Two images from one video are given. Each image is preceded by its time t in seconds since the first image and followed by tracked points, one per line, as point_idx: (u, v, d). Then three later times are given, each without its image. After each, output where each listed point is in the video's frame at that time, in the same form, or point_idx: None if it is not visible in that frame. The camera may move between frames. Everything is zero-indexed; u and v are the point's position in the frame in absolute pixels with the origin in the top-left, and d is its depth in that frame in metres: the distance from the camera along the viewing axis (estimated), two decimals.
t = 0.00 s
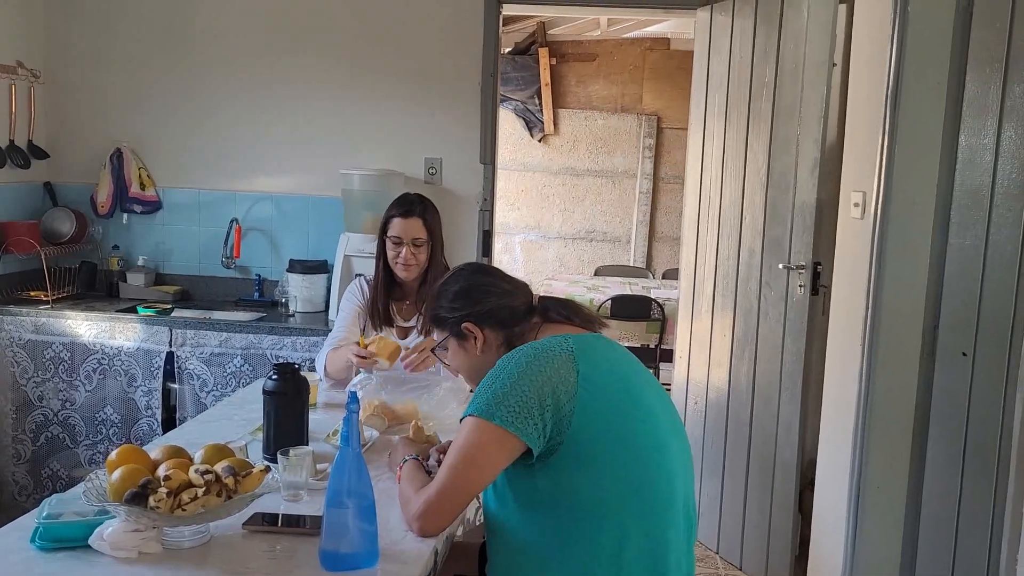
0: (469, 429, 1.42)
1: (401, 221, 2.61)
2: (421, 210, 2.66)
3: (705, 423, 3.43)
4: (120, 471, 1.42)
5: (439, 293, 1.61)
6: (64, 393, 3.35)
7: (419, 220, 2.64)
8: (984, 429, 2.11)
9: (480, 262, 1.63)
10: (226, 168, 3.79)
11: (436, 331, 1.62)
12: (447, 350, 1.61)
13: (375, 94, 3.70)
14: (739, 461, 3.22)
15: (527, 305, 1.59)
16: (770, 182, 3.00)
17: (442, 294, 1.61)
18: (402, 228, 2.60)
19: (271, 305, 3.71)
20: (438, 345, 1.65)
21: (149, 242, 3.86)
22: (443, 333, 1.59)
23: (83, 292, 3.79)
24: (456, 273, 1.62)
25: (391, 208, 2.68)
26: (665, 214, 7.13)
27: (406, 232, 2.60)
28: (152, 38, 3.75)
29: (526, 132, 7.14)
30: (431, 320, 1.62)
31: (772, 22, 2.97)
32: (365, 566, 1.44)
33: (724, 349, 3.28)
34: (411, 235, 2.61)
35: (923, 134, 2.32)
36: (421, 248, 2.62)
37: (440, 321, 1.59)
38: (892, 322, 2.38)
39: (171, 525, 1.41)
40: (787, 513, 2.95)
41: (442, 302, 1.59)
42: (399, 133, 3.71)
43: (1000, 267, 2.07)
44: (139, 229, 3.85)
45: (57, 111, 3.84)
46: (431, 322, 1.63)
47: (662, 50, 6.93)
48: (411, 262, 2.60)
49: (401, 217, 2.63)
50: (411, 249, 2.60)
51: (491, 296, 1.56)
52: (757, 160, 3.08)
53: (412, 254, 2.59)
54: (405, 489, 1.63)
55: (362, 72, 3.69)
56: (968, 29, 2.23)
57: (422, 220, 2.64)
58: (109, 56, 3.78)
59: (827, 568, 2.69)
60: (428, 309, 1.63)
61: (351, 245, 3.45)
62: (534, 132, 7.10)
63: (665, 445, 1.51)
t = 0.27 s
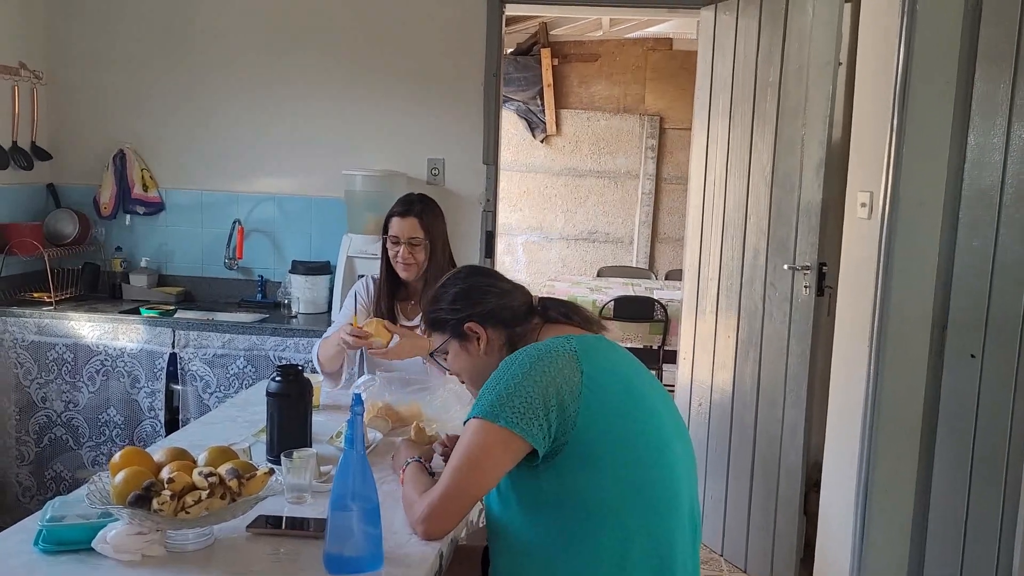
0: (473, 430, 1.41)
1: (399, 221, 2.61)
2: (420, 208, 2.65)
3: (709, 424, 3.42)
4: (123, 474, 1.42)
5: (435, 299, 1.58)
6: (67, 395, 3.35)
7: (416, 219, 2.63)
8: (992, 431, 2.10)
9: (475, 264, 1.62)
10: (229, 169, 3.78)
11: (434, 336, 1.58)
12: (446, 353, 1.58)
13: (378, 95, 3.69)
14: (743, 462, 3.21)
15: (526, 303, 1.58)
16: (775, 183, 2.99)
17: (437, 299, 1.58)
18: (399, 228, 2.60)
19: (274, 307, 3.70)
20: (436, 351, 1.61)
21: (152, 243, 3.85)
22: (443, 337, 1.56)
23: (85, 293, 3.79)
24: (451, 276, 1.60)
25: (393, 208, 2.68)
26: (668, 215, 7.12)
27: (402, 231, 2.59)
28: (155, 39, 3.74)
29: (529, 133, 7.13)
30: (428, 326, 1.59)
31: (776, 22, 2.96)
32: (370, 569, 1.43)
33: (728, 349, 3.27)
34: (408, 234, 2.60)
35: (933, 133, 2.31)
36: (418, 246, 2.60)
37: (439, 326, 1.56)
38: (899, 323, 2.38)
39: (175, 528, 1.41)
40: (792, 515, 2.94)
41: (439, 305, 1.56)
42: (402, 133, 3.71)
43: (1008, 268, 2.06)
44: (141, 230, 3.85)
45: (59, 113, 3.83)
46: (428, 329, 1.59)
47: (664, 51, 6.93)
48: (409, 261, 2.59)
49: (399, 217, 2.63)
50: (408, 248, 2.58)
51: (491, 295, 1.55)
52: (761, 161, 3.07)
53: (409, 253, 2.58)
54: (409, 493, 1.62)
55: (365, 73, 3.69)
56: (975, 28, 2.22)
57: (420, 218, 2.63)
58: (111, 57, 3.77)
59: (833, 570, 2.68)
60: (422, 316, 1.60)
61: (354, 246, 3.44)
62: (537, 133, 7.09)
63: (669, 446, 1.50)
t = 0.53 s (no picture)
0: (483, 431, 1.39)
1: (394, 219, 2.59)
2: (418, 205, 2.60)
3: (712, 424, 3.40)
4: (125, 475, 1.40)
5: (447, 289, 1.54)
6: (67, 395, 3.33)
7: (408, 216, 2.58)
8: (1000, 432, 2.08)
9: (483, 259, 1.60)
10: (230, 169, 3.77)
11: (445, 328, 1.53)
12: (458, 343, 1.52)
13: (380, 94, 3.68)
14: (747, 462, 3.19)
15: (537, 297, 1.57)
16: (780, 182, 2.97)
17: (450, 289, 1.54)
18: (394, 227, 2.58)
19: (275, 307, 3.69)
20: (442, 345, 1.56)
21: (153, 243, 3.84)
22: (457, 327, 1.51)
23: (86, 293, 3.77)
24: (462, 268, 1.57)
25: (393, 205, 2.65)
26: (670, 215, 7.10)
27: (394, 229, 2.57)
28: (155, 38, 3.73)
29: (531, 132, 7.11)
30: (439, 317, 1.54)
31: (782, 20, 2.95)
32: (375, 571, 1.41)
33: (733, 349, 3.25)
34: (401, 232, 2.57)
35: (939, 131, 2.30)
36: (411, 244, 2.56)
37: (453, 316, 1.51)
38: (905, 323, 2.37)
39: (178, 530, 1.39)
40: (797, 516, 2.92)
41: (455, 293, 1.52)
42: (404, 133, 3.69)
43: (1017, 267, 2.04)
44: (142, 230, 3.83)
45: (60, 112, 3.81)
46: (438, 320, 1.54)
47: (666, 50, 6.91)
48: (403, 259, 2.56)
49: (395, 215, 2.60)
50: (401, 246, 2.56)
51: (508, 285, 1.54)
52: (765, 160, 3.05)
53: (402, 251, 2.55)
54: (414, 495, 1.60)
55: (366, 72, 3.67)
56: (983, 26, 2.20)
57: (412, 214, 2.58)
58: (112, 56, 3.76)
59: (839, 571, 2.66)
60: (432, 307, 1.55)
61: (356, 246, 3.42)
62: (539, 132, 7.07)
63: (677, 447, 1.49)
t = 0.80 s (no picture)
0: (484, 434, 1.40)
1: (390, 223, 2.60)
2: (415, 208, 2.61)
3: (714, 426, 3.41)
4: (127, 478, 1.41)
5: (456, 283, 1.55)
6: (70, 398, 3.34)
7: (405, 220, 2.59)
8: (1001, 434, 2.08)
9: (494, 254, 1.61)
10: (232, 172, 3.78)
11: (452, 321, 1.54)
12: (464, 338, 1.54)
13: (381, 97, 3.69)
14: (748, 464, 3.20)
15: (546, 295, 1.58)
16: (780, 184, 2.98)
17: (458, 283, 1.55)
18: (391, 231, 2.59)
19: (277, 309, 3.70)
20: (449, 338, 1.57)
21: (155, 246, 3.85)
22: (464, 321, 1.53)
23: (89, 296, 3.78)
24: (471, 263, 1.58)
25: (392, 208, 2.67)
26: (672, 216, 7.11)
27: (391, 233, 2.58)
28: (157, 42, 3.74)
29: (532, 134, 7.12)
30: (447, 311, 1.55)
31: (781, 23, 2.95)
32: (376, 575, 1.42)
33: (734, 351, 3.26)
34: (398, 236, 2.58)
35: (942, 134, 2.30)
36: (408, 248, 2.56)
37: (460, 310, 1.53)
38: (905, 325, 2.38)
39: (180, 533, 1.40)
40: (798, 518, 2.93)
41: (463, 288, 1.53)
42: (406, 135, 3.70)
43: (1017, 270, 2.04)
44: (145, 232, 3.84)
45: (62, 115, 3.83)
46: (445, 314, 1.56)
47: (667, 52, 6.91)
48: (400, 263, 2.57)
49: (392, 220, 2.61)
50: (398, 250, 2.56)
51: (517, 283, 1.55)
52: (766, 162, 3.06)
53: (398, 255, 2.56)
54: (414, 498, 1.60)
55: (368, 75, 3.68)
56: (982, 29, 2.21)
57: (408, 218, 2.58)
58: (114, 59, 3.77)
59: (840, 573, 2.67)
60: (440, 300, 1.57)
61: (357, 249, 3.43)
62: (540, 134, 7.08)
63: (676, 450, 1.49)
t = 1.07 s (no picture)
0: (483, 433, 1.39)
1: (385, 224, 2.58)
2: (410, 208, 2.58)
3: (714, 424, 3.40)
4: (125, 478, 1.40)
5: (465, 269, 1.54)
6: (69, 398, 3.34)
7: (399, 220, 2.56)
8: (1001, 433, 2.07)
9: (504, 245, 1.60)
10: (232, 171, 3.77)
11: (457, 308, 1.53)
12: (467, 326, 1.53)
13: (380, 96, 3.68)
14: (749, 463, 3.19)
15: (551, 291, 1.57)
16: (780, 181, 2.97)
17: (466, 269, 1.54)
18: (386, 232, 2.58)
19: (277, 308, 3.69)
20: (451, 324, 1.56)
21: (155, 245, 3.84)
22: (469, 308, 1.52)
23: (88, 296, 3.78)
24: (480, 251, 1.57)
25: (387, 208, 2.64)
26: (672, 215, 7.10)
27: (386, 234, 2.56)
28: (156, 41, 3.73)
29: (532, 133, 7.11)
30: (453, 295, 1.54)
31: (782, 21, 2.94)
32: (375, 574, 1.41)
33: (734, 349, 3.25)
34: (393, 237, 2.56)
35: (940, 131, 2.30)
36: (404, 248, 2.55)
37: (466, 297, 1.52)
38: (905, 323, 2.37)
39: (178, 533, 1.39)
40: (798, 516, 2.92)
41: (470, 276, 1.52)
42: (405, 134, 3.69)
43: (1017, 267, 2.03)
44: (144, 232, 3.84)
45: (61, 115, 3.82)
46: (451, 299, 1.55)
47: (668, 50, 6.90)
48: (397, 263, 2.56)
49: (387, 221, 2.59)
50: (394, 251, 2.55)
51: (525, 276, 1.54)
52: (766, 160, 3.05)
53: (395, 256, 2.55)
54: (414, 497, 1.59)
55: (367, 74, 3.67)
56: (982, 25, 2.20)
57: (403, 218, 2.56)
58: (113, 58, 3.76)
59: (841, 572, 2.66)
60: (447, 286, 1.56)
61: (357, 248, 3.43)
62: (540, 133, 7.07)
63: (676, 449, 1.48)
